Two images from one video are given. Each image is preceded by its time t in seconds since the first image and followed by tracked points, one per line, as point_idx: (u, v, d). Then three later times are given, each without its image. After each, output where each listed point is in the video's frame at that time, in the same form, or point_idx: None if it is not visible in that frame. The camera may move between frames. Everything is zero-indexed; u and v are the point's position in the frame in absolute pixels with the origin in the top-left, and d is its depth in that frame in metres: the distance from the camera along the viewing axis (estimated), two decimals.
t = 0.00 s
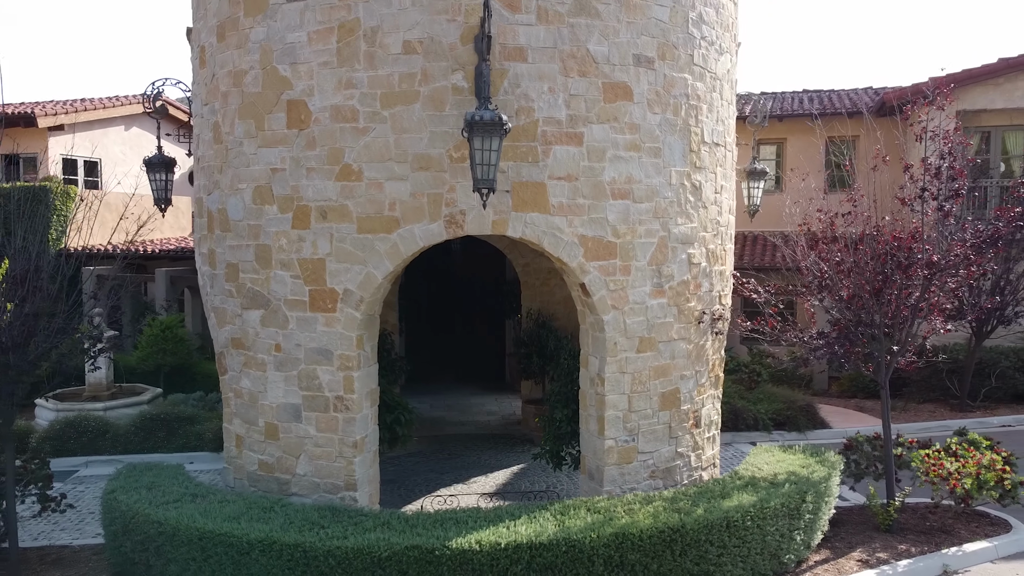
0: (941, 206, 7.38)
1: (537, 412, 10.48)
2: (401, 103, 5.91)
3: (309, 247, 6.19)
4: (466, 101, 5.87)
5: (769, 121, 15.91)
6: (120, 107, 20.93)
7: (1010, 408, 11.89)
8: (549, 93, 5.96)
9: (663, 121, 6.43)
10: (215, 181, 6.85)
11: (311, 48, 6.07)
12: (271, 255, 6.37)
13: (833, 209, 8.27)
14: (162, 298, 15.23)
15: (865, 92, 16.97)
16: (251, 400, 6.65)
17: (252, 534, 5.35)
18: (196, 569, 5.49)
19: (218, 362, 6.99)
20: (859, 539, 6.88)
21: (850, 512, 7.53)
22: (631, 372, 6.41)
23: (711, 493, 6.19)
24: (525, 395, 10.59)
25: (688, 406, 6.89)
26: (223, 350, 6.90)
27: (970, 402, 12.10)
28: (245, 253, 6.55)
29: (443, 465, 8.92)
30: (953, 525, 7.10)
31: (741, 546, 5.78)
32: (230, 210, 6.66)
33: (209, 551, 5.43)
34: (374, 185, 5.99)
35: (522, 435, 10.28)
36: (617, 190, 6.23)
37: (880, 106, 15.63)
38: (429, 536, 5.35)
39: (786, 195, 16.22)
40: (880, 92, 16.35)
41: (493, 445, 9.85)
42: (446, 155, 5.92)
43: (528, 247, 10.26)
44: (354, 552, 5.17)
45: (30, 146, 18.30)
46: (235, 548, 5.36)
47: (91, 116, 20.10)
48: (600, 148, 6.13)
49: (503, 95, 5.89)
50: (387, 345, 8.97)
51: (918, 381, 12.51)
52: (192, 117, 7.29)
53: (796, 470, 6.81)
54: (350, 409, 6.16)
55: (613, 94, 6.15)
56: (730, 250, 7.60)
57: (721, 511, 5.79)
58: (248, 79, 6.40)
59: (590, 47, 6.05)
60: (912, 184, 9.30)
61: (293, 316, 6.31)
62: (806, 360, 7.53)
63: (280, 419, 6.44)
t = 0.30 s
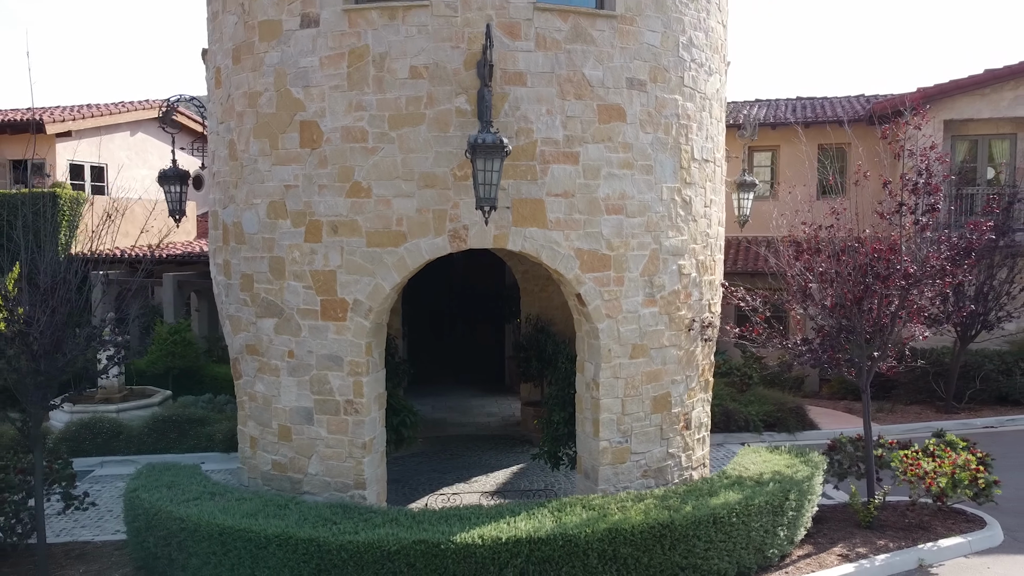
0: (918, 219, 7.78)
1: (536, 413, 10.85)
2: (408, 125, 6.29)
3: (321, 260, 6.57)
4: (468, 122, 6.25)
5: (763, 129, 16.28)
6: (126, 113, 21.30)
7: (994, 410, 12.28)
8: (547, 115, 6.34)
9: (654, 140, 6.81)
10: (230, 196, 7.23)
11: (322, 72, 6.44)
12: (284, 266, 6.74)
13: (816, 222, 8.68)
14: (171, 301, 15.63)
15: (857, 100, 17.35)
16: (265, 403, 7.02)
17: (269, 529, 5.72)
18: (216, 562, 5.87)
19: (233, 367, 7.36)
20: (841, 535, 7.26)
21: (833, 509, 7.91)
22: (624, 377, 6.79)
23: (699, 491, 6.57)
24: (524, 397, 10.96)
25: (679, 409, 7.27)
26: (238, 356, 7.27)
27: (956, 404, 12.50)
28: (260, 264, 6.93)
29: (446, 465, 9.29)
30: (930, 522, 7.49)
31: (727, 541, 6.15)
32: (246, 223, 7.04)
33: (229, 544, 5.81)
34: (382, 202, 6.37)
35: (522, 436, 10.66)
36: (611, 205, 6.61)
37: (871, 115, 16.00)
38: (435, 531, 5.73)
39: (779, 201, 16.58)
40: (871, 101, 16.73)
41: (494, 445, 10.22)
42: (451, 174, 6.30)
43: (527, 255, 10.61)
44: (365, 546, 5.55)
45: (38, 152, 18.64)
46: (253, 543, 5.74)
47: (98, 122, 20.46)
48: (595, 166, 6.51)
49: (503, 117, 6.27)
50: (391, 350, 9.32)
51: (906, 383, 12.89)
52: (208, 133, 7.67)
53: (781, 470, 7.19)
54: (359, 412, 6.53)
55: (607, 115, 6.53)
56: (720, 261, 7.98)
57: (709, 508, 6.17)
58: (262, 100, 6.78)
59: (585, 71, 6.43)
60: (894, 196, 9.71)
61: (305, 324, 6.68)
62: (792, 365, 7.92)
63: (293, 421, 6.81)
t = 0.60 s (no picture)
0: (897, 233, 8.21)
1: (535, 415, 11.25)
2: (414, 144, 6.69)
3: (332, 270, 6.96)
4: (471, 142, 6.64)
5: (756, 136, 16.67)
6: (132, 119, 21.72)
7: (977, 411, 12.70)
8: (545, 135, 6.74)
9: (646, 157, 7.21)
10: (245, 210, 7.63)
11: (333, 94, 6.84)
12: (297, 276, 7.13)
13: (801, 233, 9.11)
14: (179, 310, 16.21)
15: (848, 108, 17.77)
16: (279, 406, 7.42)
17: (285, 524, 6.12)
18: (235, 555, 6.26)
19: (247, 371, 7.75)
20: (824, 531, 7.67)
21: (818, 507, 8.31)
22: (618, 382, 7.19)
23: (688, 489, 6.98)
24: (523, 399, 11.34)
25: (670, 411, 7.67)
26: (252, 361, 7.67)
27: (941, 405, 12.92)
28: (273, 274, 7.33)
29: (448, 465, 9.69)
30: (908, 518, 7.90)
31: (714, 535, 6.55)
32: (260, 235, 7.43)
33: (247, 539, 6.21)
34: (390, 217, 6.76)
35: (521, 437, 11.07)
36: (606, 220, 7.01)
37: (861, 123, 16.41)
38: (440, 526, 6.13)
39: (773, 207, 16.99)
40: (862, 109, 17.15)
41: (494, 446, 10.62)
42: (454, 191, 6.69)
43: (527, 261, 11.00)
44: (375, 540, 5.94)
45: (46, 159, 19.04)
46: (270, 537, 6.14)
47: (105, 128, 20.88)
48: (590, 183, 6.91)
49: (504, 137, 6.66)
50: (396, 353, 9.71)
51: (894, 385, 13.29)
52: (222, 149, 8.07)
53: (766, 469, 7.60)
54: (368, 414, 6.93)
55: (601, 135, 6.93)
56: (709, 270, 8.38)
57: (697, 505, 6.57)
58: (276, 120, 7.18)
59: (581, 93, 6.83)
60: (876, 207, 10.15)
61: (316, 332, 7.08)
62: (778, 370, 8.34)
63: (305, 423, 7.20)
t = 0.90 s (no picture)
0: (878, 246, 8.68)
1: (535, 416, 11.67)
2: (421, 162, 7.11)
3: (343, 280, 7.38)
4: (474, 160, 7.06)
5: (750, 144, 17.11)
6: (140, 125, 22.17)
7: (963, 412, 13.12)
8: (544, 153, 7.16)
9: (640, 173, 7.63)
10: (260, 222, 8.05)
11: (345, 114, 7.26)
12: (311, 286, 7.56)
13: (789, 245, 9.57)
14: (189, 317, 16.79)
15: (841, 116, 18.18)
16: (292, 408, 7.84)
17: (301, 519, 6.55)
18: (254, 548, 6.69)
19: (262, 375, 8.18)
20: (809, 526, 8.10)
21: (804, 504, 8.74)
22: (614, 385, 7.61)
23: (680, 487, 7.40)
24: (524, 401, 11.76)
25: (663, 413, 8.09)
26: (267, 365, 8.09)
27: (928, 407, 13.33)
28: (287, 284, 7.75)
29: (451, 464, 10.11)
30: (889, 514, 8.33)
31: (703, 530, 6.97)
32: (274, 247, 7.85)
33: (266, 533, 6.64)
34: (399, 230, 7.18)
35: (521, 437, 11.49)
36: (602, 232, 7.43)
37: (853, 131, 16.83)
38: (446, 521, 6.55)
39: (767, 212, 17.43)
40: (854, 117, 17.57)
41: (496, 446, 11.04)
42: (459, 206, 7.11)
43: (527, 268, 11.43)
44: (386, 534, 6.37)
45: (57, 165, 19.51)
46: (287, 531, 6.57)
47: (114, 134, 21.34)
48: (587, 198, 7.34)
49: (505, 155, 7.08)
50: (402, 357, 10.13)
51: (883, 387, 13.71)
52: (238, 164, 8.49)
53: (754, 468, 8.02)
54: (377, 416, 7.35)
55: (597, 153, 7.36)
56: (701, 279, 8.80)
57: (687, 501, 6.99)
58: (290, 138, 7.60)
59: (579, 113, 7.25)
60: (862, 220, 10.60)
61: (329, 338, 7.50)
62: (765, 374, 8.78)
63: (318, 424, 7.62)
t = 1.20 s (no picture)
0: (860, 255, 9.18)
1: (534, 417, 12.10)
2: (428, 179, 7.55)
3: (354, 290, 7.82)
4: (478, 177, 7.50)
5: (744, 152, 17.55)
6: (147, 132, 22.60)
7: (949, 414, 13.54)
8: (544, 171, 7.60)
9: (634, 188, 8.08)
10: (274, 234, 8.50)
11: (356, 134, 7.70)
12: (323, 295, 8.00)
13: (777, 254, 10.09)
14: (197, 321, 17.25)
15: (834, 124, 18.62)
16: (305, 411, 8.28)
17: (316, 514, 6.98)
18: (270, 542, 7.13)
19: (276, 379, 8.63)
20: (795, 522, 8.53)
21: (791, 502, 9.18)
22: (609, 389, 8.04)
23: (672, 485, 7.84)
24: (524, 403, 12.19)
25: (656, 415, 8.53)
26: (281, 370, 8.54)
27: (916, 409, 13.76)
28: (300, 293, 8.20)
29: (454, 464, 10.54)
30: (871, 511, 8.78)
31: (693, 525, 7.41)
32: (288, 258, 8.29)
33: (282, 528, 7.09)
34: (406, 243, 7.62)
35: (522, 437, 11.92)
36: (598, 245, 7.87)
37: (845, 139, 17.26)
38: (452, 517, 6.99)
39: (761, 218, 17.87)
40: (847, 125, 18.00)
41: (497, 446, 11.47)
42: (463, 221, 7.55)
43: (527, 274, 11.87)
44: (396, 528, 6.81)
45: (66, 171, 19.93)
46: (303, 526, 7.01)
47: (122, 140, 21.75)
48: (584, 213, 7.78)
49: (507, 172, 7.52)
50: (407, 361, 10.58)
51: (872, 389, 14.15)
52: (252, 178, 8.94)
53: (743, 467, 8.46)
54: (386, 418, 7.78)
55: (594, 170, 7.80)
56: (693, 287, 9.23)
57: (678, 499, 7.43)
58: (303, 155, 8.04)
59: (576, 133, 7.69)
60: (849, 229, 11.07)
61: (340, 344, 7.94)
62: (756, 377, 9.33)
63: (329, 425, 8.06)
